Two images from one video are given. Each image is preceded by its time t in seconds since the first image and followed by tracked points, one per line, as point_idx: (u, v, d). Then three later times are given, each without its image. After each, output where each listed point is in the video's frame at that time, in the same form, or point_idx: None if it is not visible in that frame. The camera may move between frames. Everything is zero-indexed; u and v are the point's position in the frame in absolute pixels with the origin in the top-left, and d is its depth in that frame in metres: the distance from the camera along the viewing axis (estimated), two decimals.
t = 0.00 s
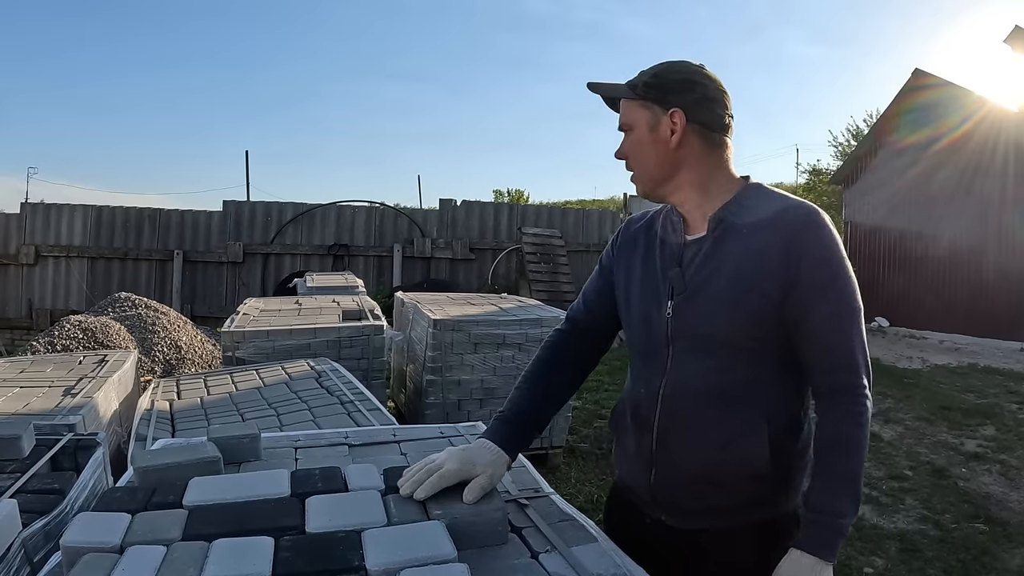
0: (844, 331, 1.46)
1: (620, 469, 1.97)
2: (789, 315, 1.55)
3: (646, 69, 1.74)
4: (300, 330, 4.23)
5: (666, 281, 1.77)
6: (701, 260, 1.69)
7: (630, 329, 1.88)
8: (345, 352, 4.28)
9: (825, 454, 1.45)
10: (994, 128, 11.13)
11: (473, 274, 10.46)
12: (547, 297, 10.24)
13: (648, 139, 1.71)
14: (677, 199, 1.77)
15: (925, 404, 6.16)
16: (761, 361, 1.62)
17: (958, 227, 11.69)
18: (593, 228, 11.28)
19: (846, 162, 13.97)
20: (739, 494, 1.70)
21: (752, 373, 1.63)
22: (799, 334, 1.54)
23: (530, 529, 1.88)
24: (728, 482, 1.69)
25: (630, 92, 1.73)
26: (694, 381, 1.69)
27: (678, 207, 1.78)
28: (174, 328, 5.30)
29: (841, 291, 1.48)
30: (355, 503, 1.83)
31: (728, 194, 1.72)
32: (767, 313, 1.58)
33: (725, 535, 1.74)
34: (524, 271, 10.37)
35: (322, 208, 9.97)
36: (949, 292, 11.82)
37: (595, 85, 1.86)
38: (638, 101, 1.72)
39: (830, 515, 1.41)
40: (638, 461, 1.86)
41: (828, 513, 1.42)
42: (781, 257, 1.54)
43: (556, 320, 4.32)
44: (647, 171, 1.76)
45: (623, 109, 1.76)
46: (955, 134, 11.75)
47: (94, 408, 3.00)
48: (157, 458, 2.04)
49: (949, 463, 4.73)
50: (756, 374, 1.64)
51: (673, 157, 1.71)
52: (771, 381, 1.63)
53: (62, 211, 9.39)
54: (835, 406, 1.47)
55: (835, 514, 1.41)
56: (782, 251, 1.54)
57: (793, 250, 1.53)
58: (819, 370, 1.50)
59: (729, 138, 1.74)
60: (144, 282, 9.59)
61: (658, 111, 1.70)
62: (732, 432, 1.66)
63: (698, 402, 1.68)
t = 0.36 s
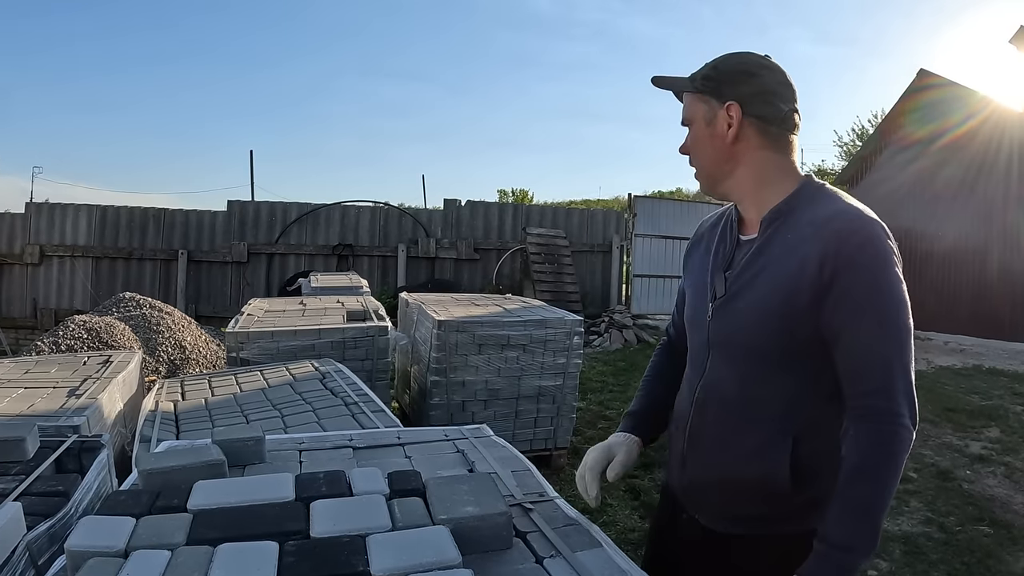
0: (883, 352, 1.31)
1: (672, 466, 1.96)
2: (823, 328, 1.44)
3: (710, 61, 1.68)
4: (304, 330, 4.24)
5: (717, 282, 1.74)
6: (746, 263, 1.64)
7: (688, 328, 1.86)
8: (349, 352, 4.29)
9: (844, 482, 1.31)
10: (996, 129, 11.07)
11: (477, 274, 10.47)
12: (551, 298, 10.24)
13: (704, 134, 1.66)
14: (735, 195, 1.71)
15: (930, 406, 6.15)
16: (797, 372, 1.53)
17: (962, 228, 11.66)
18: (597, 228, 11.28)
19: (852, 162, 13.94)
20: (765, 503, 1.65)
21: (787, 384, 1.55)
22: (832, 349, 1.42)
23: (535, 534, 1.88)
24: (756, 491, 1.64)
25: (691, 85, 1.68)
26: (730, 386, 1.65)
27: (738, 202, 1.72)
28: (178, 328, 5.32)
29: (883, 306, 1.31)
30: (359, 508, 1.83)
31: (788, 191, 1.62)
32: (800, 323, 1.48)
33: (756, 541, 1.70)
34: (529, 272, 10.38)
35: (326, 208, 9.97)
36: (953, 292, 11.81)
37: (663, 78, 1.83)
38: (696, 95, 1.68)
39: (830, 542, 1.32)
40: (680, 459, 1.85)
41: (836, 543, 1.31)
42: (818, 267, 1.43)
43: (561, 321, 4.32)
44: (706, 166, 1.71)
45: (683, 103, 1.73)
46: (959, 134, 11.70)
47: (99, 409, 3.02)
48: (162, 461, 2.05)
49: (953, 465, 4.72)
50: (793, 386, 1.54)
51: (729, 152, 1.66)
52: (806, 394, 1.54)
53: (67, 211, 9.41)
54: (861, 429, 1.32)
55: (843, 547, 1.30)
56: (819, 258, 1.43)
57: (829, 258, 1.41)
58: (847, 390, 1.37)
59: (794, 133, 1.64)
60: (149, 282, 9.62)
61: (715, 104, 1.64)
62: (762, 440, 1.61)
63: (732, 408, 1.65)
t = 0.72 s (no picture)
0: (866, 354, 1.34)
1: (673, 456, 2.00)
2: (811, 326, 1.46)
3: (735, 64, 1.69)
4: (309, 330, 4.25)
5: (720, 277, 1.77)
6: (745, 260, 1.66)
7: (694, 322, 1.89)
8: (355, 353, 4.30)
9: (816, 474, 1.36)
10: (1000, 130, 11.05)
11: (482, 274, 10.48)
12: (556, 298, 10.25)
13: (736, 135, 1.67)
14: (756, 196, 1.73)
15: (935, 406, 6.15)
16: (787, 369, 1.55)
17: (965, 228, 11.65)
18: (602, 228, 11.28)
19: (857, 162, 13.92)
20: (756, 491, 1.66)
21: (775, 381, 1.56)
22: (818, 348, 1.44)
23: (543, 535, 1.89)
24: (746, 483, 1.65)
25: (720, 86, 1.68)
26: (721, 381, 1.66)
27: (756, 203, 1.74)
28: (183, 328, 5.33)
29: (870, 310, 1.34)
30: (366, 509, 1.84)
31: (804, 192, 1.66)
32: (789, 321, 1.50)
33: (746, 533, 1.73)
34: (534, 272, 10.38)
35: (331, 208, 9.99)
36: (957, 292, 11.81)
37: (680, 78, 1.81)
38: (726, 95, 1.68)
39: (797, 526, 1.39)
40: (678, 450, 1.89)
41: (800, 527, 1.39)
42: (809, 267, 1.45)
43: (566, 322, 4.32)
44: (729, 166, 1.72)
45: (708, 104, 1.72)
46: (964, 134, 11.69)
47: (104, 409, 3.03)
48: (168, 463, 2.06)
49: (959, 466, 4.72)
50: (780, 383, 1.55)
51: (758, 154, 1.67)
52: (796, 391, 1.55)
53: (72, 210, 9.43)
54: (840, 424, 1.36)
55: (808, 532, 1.38)
56: (811, 257, 1.45)
57: (819, 258, 1.43)
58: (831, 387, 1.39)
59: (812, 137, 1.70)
60: (154, 281, 9.64)
61: (748, 106, 1.64)
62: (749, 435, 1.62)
63: (724, 403, 1.65)
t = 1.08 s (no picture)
0: (791, 328, 1.62)
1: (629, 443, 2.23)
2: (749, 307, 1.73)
3: (703, 92, 1.93)
4: (317, 332, 4.27)
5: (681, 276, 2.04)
6: (701, 259, 1.94)
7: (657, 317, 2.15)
8: (362, 354, 4.32)
9: (745, 418, 1.63)
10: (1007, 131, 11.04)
11: (488, 276, 10.49)
12: (562, 299, 10.25)
13: (709, 154, 1.90)
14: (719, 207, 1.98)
15: (942, 408, 6.15)
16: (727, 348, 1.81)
17: (971, 229, 11.64)
18: (608, 230, 11.28)
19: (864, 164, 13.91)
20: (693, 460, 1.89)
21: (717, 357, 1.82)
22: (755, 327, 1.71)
23: (554, 536, 1.90)
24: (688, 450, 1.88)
25: (694, 109, 1.89)
26: (672, 360, 1.92)
27: (717, 213, 2.00)
28: (191, 329, 5.35)
29: (797, 293, 1.63)
30: (378, 510, 1.85)
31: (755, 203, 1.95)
32: (731, 303, 1.77)
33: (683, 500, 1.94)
34: (540, 273, 10.39)
35: (338, 210, 10.01)
36: (962, 294, 11.79)
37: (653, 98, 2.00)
38: (700, 118, 1.89)
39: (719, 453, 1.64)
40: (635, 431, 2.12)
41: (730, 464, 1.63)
42: (750, 258, 1.73)
43: (574, 323, 4.33)
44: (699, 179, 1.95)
45: (682, 124, 1.92)
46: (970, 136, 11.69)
47: (113, 410, 3.05)
48: (178, 462, 2.08)
49: (966, 468, 4.72)
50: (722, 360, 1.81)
51: (726, 171, 1.92)
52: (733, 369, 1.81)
53: (79, 212, 9.47)
54: (770, 385, 1.62)
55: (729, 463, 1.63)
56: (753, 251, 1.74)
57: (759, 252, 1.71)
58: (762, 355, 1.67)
59: (760, 156, 2.00)
60: (160, 283, 9.69)
61: (719, 129, 1.89)
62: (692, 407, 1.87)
63: (671, 378, 1.91)
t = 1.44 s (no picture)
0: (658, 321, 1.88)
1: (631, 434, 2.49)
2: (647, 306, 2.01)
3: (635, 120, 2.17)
4: (321, 334, 4.28)
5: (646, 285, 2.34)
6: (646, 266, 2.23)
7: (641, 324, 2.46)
8: (367, 356, 4.33)
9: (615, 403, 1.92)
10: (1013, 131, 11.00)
11: (493, 278, 10.50)
12: (566, 301, 10.24)
13: (645, 173, 2.14)
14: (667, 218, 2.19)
15: (948, 410, 6.12)
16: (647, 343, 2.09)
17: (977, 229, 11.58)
18: (613, 232, 11.27)
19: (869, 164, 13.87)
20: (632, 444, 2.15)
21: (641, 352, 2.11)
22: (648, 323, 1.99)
23: (557, 538, 1.90)
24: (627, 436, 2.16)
25: (625, 137, 2.14)
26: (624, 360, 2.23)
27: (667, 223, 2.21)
28: (195, 331, 5.37)
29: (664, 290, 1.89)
30: (380, 512, 1.85)
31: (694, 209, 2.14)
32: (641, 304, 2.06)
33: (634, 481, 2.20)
34: (545, 276, 10.38)
35: (343, 212, 10.02)
36: (967, 295, 11.73)
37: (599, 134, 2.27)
38: (633, 144, 2.13)
39: (598, 447, 1.94)
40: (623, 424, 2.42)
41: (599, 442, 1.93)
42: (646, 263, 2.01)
43: (579, 325, 4.33)
44: (643, 198, 2.18)
45: (620, 151, 2.18)
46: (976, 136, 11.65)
47: (117, 412, 3.06)
48: (181, 465, 2.08)
49: (972, 469, 4.70)
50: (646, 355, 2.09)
51: (665, 185, 2.14)
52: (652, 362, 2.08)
53: (85, 214, 9.51)
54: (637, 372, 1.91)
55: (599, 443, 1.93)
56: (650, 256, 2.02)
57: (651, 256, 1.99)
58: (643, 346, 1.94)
59: (702, 164, 2.18)
60: (165, 285, 9.71)
61: (651, 150, 2.11)
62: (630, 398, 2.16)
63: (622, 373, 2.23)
